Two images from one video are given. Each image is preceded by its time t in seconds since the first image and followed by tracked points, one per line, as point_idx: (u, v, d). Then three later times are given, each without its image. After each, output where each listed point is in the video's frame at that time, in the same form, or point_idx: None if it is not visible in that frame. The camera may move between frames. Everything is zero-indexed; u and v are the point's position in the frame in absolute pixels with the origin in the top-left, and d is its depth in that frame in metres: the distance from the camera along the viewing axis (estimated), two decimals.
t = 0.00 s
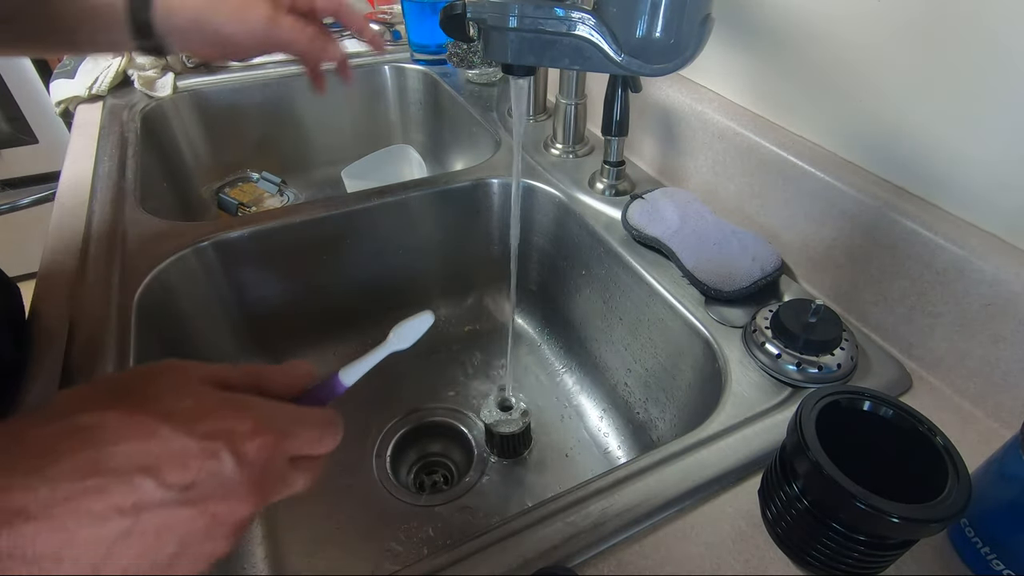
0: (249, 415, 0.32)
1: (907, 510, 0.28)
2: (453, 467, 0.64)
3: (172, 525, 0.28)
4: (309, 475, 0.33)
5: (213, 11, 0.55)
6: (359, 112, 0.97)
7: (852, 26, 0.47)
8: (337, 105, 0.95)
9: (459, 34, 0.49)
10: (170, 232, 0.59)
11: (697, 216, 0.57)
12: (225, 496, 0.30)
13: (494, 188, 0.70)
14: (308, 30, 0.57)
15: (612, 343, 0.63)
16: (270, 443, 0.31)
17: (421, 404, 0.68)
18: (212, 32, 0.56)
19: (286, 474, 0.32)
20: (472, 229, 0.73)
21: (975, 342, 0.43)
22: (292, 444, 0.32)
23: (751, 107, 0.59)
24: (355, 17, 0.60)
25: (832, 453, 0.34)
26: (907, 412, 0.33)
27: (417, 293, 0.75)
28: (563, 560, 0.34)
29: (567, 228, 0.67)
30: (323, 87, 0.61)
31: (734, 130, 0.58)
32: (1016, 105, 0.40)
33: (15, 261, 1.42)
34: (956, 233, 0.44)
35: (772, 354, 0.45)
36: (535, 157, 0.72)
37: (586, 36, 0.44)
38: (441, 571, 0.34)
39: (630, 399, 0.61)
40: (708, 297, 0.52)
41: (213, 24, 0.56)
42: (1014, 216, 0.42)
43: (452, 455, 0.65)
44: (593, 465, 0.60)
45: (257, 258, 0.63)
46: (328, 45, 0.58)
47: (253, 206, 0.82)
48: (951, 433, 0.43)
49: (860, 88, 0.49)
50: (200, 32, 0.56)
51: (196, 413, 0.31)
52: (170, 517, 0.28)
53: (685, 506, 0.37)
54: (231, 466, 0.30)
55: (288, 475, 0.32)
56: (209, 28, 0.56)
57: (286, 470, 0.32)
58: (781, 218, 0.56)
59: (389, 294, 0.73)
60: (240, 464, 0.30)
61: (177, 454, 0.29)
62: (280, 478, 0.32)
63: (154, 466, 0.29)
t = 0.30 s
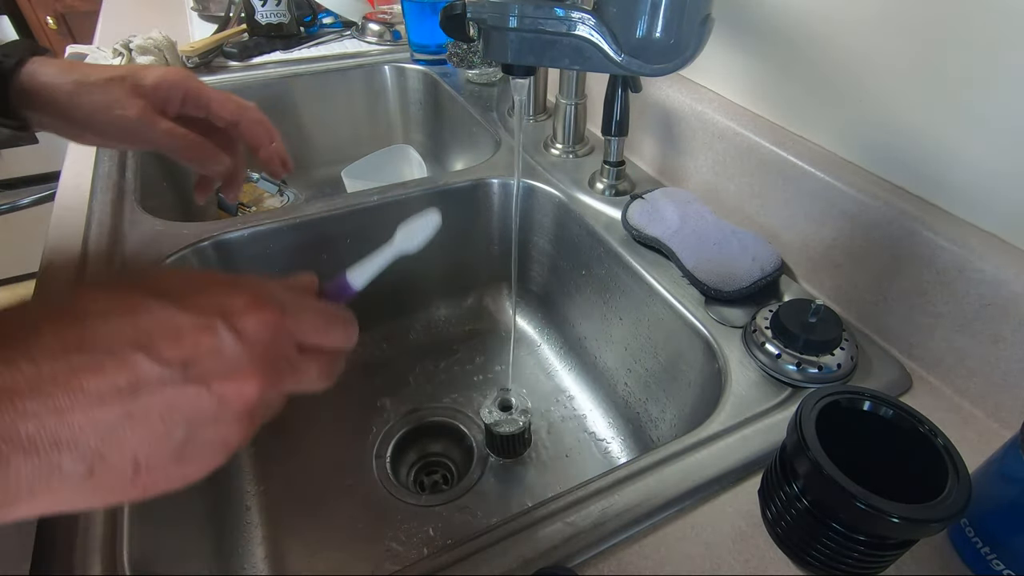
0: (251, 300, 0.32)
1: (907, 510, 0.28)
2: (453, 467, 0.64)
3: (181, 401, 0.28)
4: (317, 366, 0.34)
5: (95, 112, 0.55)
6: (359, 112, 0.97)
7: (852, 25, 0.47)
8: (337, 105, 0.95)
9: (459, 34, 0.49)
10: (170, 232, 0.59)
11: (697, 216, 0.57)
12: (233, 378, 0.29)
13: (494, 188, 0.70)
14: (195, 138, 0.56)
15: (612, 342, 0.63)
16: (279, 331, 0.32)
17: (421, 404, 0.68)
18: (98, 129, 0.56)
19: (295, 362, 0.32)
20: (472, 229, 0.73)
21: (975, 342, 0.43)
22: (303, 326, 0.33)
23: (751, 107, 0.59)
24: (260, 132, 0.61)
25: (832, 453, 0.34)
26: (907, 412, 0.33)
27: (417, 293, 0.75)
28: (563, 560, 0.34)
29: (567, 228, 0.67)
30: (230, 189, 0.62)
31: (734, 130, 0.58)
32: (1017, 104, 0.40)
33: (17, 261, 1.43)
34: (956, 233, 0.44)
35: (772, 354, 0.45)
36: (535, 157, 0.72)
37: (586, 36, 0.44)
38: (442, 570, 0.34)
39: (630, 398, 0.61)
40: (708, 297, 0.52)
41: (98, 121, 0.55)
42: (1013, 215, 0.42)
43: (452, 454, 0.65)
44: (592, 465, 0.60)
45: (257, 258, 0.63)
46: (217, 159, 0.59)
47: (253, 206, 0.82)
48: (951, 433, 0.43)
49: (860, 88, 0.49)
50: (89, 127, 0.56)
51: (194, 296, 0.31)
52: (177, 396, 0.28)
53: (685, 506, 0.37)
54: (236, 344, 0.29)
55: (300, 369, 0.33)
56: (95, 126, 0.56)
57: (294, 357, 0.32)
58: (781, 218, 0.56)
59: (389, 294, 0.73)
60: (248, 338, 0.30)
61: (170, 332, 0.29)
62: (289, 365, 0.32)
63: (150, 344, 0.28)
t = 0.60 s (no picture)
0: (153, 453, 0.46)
1: (907, 510, 0.28)
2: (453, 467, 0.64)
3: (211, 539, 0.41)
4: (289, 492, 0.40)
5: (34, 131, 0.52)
6: (359, 112, 0.97)
7: (851, 25, 0.47)
8: (337, 105, 0.95)
9: (459, 34, 0.49)
10: (170, 232, 0.60)
11: (697, 216, 0.57)
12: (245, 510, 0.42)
13: (494, 188, 0.70)
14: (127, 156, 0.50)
15: (612, 342, 0.63)
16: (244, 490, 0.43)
17: (421, 404, 0.68)
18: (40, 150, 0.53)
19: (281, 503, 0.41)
20: (472, 229, 0.73)
21: (975, 343, 0.44)
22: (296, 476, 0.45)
23: (751, 107, 0.59)
24: (192, 152, 0.57)
25: (833, 454, 0.34)
26: (907, 412, 0.33)
27: (417, 293, 0.75)
28: (563, 560, 0.34)
29: (567, 228, 0.67)
30: (169, 219, 0.57)
31: (735, 130, 0.58)
32: (1017, 104, 0.40)
33: (16, 262, 1.43)
34: (956, 232, 0.44)
35: (772, 354, 0.45)
36: (536, 157, 0.72)
37: (586, 36, 0.44)
38: (442, 571, 0.34)
39: (630, 399, 0.61)
40: (708, 297, 0.52)
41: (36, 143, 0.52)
42: (1013, 215, 0.42)
43: (452, 454, 0.65)
44: (593, 465, 0.60)
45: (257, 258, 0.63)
46: (158, 179, 0.51)
47: (253, 206, 0.82)
48: (951, 433, 0.43)
49: (860, 88, 0.49)
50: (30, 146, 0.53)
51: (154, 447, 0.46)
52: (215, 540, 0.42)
53: (685, 506, 0.37)
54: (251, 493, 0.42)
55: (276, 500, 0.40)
56: (36, 147, 0.53)
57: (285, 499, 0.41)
58: (781, 218, 0.56)
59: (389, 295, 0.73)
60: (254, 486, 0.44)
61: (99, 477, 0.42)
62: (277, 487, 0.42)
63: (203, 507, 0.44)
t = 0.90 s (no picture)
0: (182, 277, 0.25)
1: (907, 511, 0.28)
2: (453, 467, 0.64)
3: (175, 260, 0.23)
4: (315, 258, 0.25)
5: None
6: (359, 112, 0.97)
7: (851, 24, 0.47)
8: (337, 105, 0.95)
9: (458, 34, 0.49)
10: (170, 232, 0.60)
11: (697, 216, 0.57)
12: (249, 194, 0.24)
13: (494, 188, 0.70)
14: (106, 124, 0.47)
15: (612, 342, 0.63)
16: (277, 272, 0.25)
17: (421, 404, 0.68)
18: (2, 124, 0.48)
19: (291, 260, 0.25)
20: (472, 229, 0.73)
21: (974, 343, 0.44)
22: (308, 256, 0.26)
23: (751, 107, 0.59)
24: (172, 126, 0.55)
25: (833, 454, 0.34)
26: (907, 412, 0.33)
27: (417, 293, 0.75)
28: (563, 560, 0.34)
29: (567, 228, 0.67)
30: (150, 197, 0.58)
31: (735, 130, 0.58)
32: (1017, 104, 0.40)
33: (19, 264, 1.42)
34: (956, 232, 0.44)
35: (771, 354, 0.45)
36: (536, 157, 0.72)
37: (585, 36, 0.44)
38: (441, 570, 0.34)
39: (630, 399, 0.61)
40: (708, 297, 0.52)
41: None
42: (1013, 215, 0.42)
43: (452, 455, 0.65)
44: (593, 465, 0.60)
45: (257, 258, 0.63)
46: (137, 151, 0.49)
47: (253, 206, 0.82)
48: (950, 433, 0.43)
49: (860, 88, 0.49)
50: None
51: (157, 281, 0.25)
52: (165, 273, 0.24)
53: (685, 506, 0.37)
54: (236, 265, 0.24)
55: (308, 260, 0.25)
56: None
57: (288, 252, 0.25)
58: (781, 218, 0.56)
59: (389, 295, 0.73)
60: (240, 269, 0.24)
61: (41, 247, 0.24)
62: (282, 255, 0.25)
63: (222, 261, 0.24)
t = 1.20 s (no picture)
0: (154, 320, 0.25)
1: (907, 510, 0.28)
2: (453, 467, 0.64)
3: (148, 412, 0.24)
4: (281, 385, 0.27)
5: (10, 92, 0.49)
6: (359, 111, 0.97)
7: (852, 24, 0.47)
8: (337, 105, 0.95)
9: (458, 33, 0.49)
10: (170, 232, 0.60)
11: (697, 216, 0.57)
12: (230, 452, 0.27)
13: (494, 188, 0.70)
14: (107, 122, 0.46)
15: (612, 342, 0.63)
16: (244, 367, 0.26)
17: (421, 404, 0.68)
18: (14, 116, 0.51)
19: (260, 362, 0.26)
20: (472, 229, 0.73)
21: (974, 343, 0.44)
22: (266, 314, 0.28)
23: (752, 107, 0.59)
24: (177, 124, 0.56)
25: (833, 454, 0.34)
26: (907, 412, 0.33)
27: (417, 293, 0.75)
28: (563, 560, 0.34)
29: (566, 228, 0.67)
30: (155, 191, 0.59)
31: (735, 130, 0.58)
32: (1017, 104, 0.40)
33: (17, 263, 1.43)
34: (956, 233, 0.44)
35: (771, 354, 0.45)
36: (536, 157, 0.72)
37: (585, 36, 0.44)
38: (441, 571, 0.34)
39: (630, 399, 0.61)
40: (708, 297, 0.52)
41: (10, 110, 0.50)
42: (1014, 215, 0.42)
43: (452, 455, 0.65)
44: (592, 465, 0.60)
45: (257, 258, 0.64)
46: (141, 146, 0.47)
47: (253, 206, 0.82)
48: (950, 433, 0.43)
49: (861, 88, 0.48)
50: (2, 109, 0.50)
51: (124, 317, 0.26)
52: (142, 382, 0.24)
53: (685, 506, 0.37)
54: (208, 375, 0.25)
55: (275, 377, 0.26)
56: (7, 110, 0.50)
57: (254, 356, 0.26)
58: (781, 218, 0.56)
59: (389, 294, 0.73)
60: (218, 392, 0.25)
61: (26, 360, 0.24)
62: (253, 367, 0.26)
63: (204, 357, 0.25)
